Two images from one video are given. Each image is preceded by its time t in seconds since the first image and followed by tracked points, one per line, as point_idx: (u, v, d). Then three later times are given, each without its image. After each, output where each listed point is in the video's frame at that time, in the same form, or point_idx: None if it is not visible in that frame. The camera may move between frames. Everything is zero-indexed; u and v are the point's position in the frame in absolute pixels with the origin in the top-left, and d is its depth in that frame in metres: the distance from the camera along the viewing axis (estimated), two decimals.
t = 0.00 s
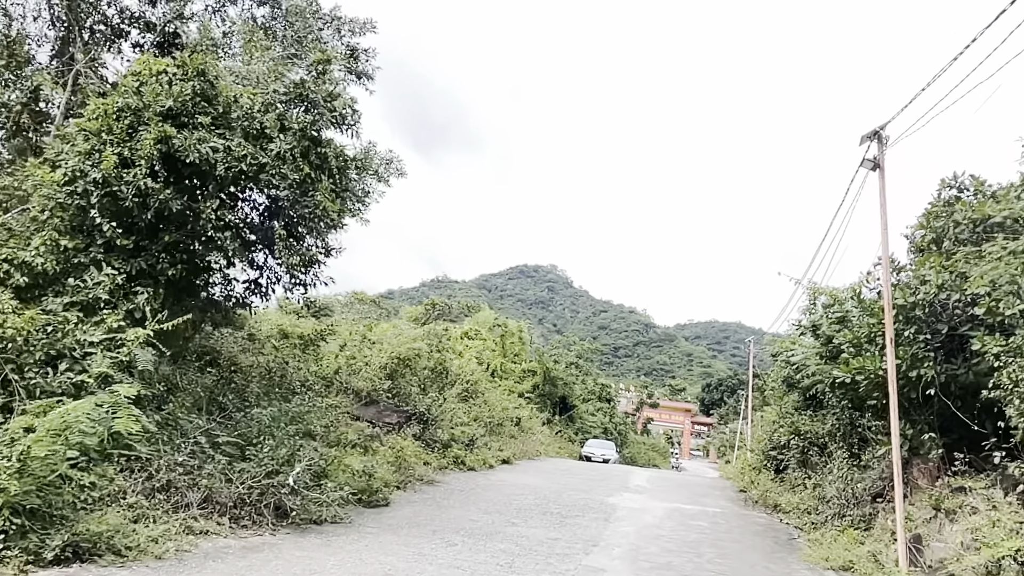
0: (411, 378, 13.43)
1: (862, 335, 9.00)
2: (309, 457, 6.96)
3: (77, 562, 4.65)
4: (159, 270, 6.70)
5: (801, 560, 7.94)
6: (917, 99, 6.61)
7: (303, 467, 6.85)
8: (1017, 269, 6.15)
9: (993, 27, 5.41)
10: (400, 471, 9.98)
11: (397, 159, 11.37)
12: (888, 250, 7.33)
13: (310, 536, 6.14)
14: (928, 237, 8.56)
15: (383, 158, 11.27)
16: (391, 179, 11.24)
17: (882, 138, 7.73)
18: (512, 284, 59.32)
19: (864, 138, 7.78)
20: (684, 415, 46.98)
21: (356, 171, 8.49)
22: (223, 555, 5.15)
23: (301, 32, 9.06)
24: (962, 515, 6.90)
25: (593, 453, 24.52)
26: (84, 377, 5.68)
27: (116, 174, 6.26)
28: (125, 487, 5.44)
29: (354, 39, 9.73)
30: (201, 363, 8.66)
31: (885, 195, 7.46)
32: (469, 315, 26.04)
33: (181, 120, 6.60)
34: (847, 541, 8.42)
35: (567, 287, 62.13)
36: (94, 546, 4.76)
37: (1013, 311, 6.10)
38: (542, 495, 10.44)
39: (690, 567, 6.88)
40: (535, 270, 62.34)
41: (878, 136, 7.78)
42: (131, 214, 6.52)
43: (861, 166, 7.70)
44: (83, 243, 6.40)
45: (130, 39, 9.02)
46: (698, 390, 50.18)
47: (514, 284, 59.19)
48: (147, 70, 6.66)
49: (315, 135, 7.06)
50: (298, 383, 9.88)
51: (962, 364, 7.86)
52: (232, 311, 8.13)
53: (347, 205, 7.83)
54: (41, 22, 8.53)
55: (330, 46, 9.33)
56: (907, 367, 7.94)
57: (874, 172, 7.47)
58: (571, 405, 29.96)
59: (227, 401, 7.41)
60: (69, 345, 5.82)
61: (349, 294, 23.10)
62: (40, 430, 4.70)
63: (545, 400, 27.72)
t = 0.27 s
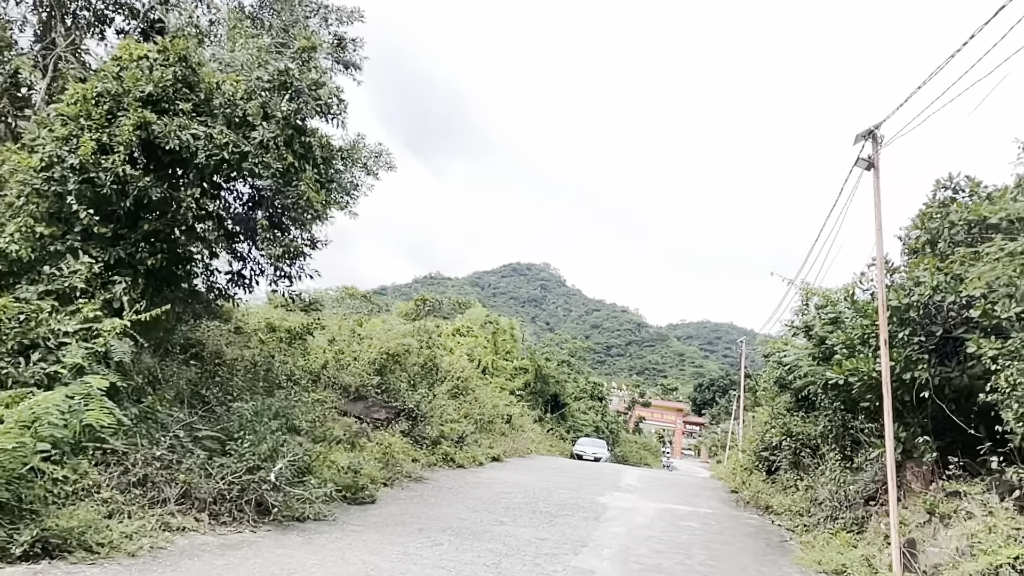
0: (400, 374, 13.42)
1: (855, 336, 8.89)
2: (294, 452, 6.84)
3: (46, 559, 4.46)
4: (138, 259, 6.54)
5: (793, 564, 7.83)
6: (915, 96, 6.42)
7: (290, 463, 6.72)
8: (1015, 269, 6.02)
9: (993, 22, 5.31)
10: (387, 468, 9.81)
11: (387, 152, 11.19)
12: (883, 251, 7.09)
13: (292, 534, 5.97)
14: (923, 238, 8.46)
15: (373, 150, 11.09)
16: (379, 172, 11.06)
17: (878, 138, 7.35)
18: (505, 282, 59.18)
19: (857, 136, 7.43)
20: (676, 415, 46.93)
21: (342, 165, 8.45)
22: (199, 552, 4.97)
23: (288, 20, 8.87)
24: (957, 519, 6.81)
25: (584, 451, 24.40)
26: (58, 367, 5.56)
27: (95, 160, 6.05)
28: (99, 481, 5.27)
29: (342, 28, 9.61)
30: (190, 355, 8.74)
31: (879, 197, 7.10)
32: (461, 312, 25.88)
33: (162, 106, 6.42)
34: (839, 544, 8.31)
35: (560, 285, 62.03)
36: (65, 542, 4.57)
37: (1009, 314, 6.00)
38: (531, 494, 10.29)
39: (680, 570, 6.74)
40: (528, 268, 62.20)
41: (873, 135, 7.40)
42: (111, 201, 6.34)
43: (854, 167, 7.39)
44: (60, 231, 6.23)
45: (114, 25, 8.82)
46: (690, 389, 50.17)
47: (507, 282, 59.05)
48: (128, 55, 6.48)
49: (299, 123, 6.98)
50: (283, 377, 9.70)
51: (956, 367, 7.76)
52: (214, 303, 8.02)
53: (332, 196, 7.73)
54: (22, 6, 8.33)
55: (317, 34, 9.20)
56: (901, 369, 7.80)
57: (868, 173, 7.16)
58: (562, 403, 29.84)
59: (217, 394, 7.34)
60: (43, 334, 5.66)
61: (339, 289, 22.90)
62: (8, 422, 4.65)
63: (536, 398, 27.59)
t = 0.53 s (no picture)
0: (389, 368, 13.27)
1: (847, 329, 8.82)
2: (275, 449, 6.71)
3: (14, 561, 4.27)
4: (115, 251, 6.36)
5: (784, 559, 7.76)
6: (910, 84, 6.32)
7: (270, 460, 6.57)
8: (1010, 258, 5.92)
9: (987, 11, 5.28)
10: (374, 464, 9.68)
11: (375, 144, 11.00)
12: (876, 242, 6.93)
13: (273, 533, 5.83)
14: (916, 229, 8.39)
15: (360, 141, 10.91)
16: (367, 164, 10.88)
17: (871, 127, 7.19)
18: (496, 276, 59.05)
19: (851, 124, 7.27)
20: (666, 409, 46.98)
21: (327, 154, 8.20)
22: (175, 553, 4.82)
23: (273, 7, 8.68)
24: (951, 514, 6.77)
25: (574, 446, 24.35)
26: (30, 362, 5.33)
27: (70, 149, 5.87)
28: (72, 480, 5.06)
29: (328, 15, 9.43)
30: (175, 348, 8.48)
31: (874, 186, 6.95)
32: (451, 306, 25.73)
33: (140, 93, 6.22)
34: (830, 539, 8.25)
35: (552, 279, 61.94)
36: (34, 544, 4.40)
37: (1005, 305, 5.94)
38: (520, 489, 10.17)
39: (669, 566, 6.64)
40: (519, 263, 62.08)
41: (867, 124, 7.23)
42: (87, 192, 6.15)
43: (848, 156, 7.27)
44: (35, 222, 6.05)
45: (95, 13, 8.62)
46: (681, 384, 50.26)
47: (498, 276, 58.91)
48: (106, 42, 6.27)
49: (282, 111, 6.74)
50: (268, 372, 9.52)
51: (949, 359, 7.69)
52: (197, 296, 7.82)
53: (317, 186, 7.49)
54: None
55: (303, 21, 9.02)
56: (894, 362, 7.71)
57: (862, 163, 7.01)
58: (553, 397, 29.76)
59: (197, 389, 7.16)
60: (15, 329, 5.47)
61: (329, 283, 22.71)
62: None
63: (527, 392, 27.52)
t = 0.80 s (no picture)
0: (381, 364, 13.16)
1: (844, 320, 8.73)
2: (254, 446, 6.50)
3: None
4: (96, 245, 6.04)
5: (779, 554, 7.68)
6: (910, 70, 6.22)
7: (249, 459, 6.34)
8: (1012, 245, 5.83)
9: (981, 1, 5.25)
10: (364, 460, 9.54)
11: (366, 135, 10.81)
12: (874, 230, 6.85)
13: (258, 533, 5.69)
14: (916, 218, 8.31)
15: (351, 133, 10.74)
16: (358, 156, 10.71)
17: (871, 114, 7.19)
18: (491, 270, 58.89)
19: (850, 112, 7.28)
20: (661, 402, 46.98)
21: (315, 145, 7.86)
22: (154, 555, 4.67)
23: None
24: (949, 508, 6.71)
25: (569, 439, 24.28)
26: (5, 359, 5.13)
27: (49, 139, 5.62)
28: (49, 480, 4.88)
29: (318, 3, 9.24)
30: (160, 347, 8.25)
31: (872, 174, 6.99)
32: (445, 300, 25.58)
33: (121, 82, 5.99)
34: (827, 534, 8.14)
35: (546, 273, 61.83)
36: (5, 546, 4.23)
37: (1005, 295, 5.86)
38: (512, 484, 10.05)
39: (663, 563, 6.53)
40: (514, 257, 61.90)
41: (866, 111, 7.23)
42: (66, 184, 5.85)
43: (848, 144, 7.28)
44: (13, 215, 5.85)
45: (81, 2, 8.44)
46: (676, 377, 50.26)
47: (493, 270, 58.76)
48: (88, 30, 6.02)
49: (267, 99, 6.37)
50: (256, 367, 9.35)
51: (947, 350, 7.60)
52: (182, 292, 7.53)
53: (304, 177, 7.14)
54: None
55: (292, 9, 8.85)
56: (892, 353, 7.59)
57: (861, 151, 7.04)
58: (548, 391, 29.67)
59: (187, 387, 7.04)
60: None
61: (322, 278, 22.53)
62: None
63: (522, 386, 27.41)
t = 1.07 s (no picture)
0: (379, 358, 13.06)
1: (847, 307, 8.64)
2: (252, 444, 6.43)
3: None
4: (81, 242, 5.83)
5: (782, 545, 7.58)
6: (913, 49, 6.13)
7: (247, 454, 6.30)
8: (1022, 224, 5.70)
9: None
10: (360, 456, 9.42)
11: (359, 126, 10.64)
12: (878, 215, 6.81)
13: (249, 534, 5.56)
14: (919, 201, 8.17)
15: (345, 125, 10.58)
16: (352, 148, 10.54)
17: (872, 95, 7.25)
18: (489, 263, 58.70)
19: (852, 94, 7.36)
20: (661, 392, 46.92)
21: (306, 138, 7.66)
22: (140, 559, 4.54)
23: None
24: (956, 496, 6.60)
25: (569, 431, 24.19)
26: None
27: (30, 134, 5.37)
28: (33, 484, 4.75)
29: None
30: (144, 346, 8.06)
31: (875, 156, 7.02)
32: (443, 294, 25.45)
33: (104, 74, 5.70)
34: (830, 524, 8.03)
35: (545, 265, 61.68)
36: None
37: (1012, 277, 5.74)
38: (511, 478, 9.94)
39: (664, 557, 6.41)
40: (512, 249, 61.70)
41: (868, 92, 7.28)
42: (49, 181, 5.61)
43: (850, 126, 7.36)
44: None
45: None
46: (675, 366, 50.20)
47: (491, 263, 58.62)
48: (69, 21, 5.72)
49: (254, 90, 6.19)
50: (250, 364, 9.22)
51: (952, 335, 7.49)
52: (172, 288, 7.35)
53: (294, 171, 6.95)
54: None
55: None
56: (896, 339, 7.57)
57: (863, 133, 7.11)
58: (547, 383, 29.57)
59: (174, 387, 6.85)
60: None
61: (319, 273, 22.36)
62: None
63: (521, 379, 27.30)
